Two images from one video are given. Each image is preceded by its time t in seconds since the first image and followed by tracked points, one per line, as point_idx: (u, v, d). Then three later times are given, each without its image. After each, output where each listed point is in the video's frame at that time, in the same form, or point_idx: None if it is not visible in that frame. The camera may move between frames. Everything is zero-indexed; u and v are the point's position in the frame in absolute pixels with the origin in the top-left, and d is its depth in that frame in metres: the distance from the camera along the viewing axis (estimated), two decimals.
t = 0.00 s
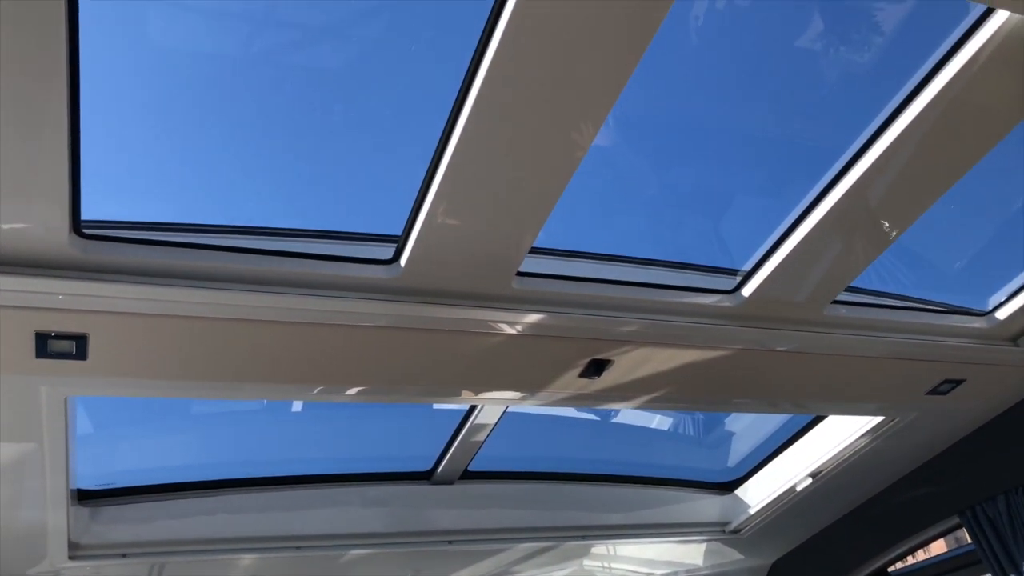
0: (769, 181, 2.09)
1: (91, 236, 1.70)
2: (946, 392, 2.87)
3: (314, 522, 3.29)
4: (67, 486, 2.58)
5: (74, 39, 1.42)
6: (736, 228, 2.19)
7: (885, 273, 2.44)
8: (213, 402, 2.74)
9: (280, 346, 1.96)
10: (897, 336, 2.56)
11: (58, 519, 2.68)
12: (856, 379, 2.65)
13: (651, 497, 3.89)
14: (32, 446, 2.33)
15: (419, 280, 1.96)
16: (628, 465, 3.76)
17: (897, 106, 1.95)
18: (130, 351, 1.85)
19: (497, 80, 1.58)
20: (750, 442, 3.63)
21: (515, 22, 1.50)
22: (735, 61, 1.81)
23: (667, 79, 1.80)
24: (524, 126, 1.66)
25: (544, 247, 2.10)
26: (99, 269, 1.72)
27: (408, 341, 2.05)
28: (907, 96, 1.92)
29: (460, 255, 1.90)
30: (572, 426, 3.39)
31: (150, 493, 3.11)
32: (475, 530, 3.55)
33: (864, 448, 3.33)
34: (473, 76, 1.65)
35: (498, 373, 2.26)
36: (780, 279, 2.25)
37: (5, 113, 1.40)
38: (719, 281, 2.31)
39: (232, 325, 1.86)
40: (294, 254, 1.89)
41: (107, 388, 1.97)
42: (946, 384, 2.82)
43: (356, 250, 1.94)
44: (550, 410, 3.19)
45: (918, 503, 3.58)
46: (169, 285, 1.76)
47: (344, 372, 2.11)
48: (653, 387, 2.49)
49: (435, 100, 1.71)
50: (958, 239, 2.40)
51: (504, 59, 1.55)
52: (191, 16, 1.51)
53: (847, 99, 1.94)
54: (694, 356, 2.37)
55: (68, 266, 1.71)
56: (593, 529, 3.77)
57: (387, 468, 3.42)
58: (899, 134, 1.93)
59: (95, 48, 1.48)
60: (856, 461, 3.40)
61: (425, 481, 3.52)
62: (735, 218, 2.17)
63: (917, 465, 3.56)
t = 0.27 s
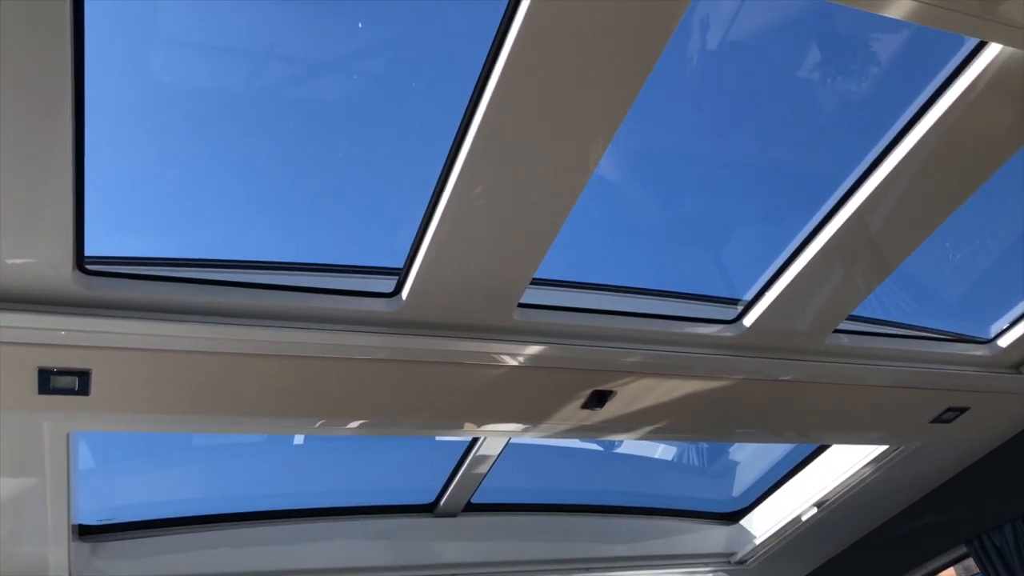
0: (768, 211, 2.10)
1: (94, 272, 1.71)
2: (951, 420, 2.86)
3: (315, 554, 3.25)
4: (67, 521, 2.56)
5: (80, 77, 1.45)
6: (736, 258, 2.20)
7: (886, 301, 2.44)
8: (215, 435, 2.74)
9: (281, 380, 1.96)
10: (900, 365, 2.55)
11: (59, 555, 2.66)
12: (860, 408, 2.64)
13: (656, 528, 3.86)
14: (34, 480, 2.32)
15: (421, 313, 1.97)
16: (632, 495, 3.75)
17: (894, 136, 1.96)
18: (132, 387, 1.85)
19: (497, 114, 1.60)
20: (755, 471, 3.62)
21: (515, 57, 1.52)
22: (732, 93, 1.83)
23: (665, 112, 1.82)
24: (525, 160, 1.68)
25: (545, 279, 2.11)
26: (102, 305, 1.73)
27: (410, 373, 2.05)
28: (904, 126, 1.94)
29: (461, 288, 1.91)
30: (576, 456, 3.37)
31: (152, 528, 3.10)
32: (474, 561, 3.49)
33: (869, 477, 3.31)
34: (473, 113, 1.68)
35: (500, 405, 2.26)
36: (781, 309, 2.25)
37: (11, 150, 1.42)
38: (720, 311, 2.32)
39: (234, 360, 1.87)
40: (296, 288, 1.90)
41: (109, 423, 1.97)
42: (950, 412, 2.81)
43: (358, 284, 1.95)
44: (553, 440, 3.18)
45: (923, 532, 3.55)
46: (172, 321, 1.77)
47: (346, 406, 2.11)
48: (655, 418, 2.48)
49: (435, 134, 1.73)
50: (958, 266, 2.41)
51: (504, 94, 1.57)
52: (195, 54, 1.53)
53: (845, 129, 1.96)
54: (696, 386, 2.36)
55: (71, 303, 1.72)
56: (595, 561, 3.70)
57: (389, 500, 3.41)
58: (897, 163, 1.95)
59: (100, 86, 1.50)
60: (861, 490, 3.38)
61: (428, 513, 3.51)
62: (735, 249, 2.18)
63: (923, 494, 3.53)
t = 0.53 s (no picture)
0: (771, 233, 2.11)
1: (100, 304, 1.72)
2: (959, 441, 2.84)
3: None
4: (74, 553, 2.55)
5: (87, 111, 1.46)
6: (740, 280, 2.20)
7: (891, 322, 2.44)
8: (220, 465, 2.74)
9: (286, 410, 1.96)
10: (906, 386, 2.54)
11: None
12: (867, 431, 2.63)
13: (664, 553, 3.82)
14: (40, 511, 2.32)
15: (425, 341, 1.97)
16: (640, 520, 3.72)
17: (895, 157, 1.97)
18: (138, 418, 1.85)
19: (499, 141, 1.61)
20: (763, 494, 3.59)
21: (516, 85, 1.54)
22: (732, 117, 1.84)
23: (666, 137, 1.83)
24: (528, 186, 1.69)
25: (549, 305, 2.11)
26: (108, 336, 1.74)
27: (415, 401, 2.05)
28: (905, 147, 1.95)
29: (466, 314, 1.92)
30: (582, 482, 3.36)
31: (159, 559, 3.08)
32: None
33: (878, 499, 3.29)
34: (476, 140, 1.69)
35: (506, 432, 2.25)
36: (786, 332, 2.25)
37: (20, 184, 1.43)
38: (725, 335, 2.32)
39: (239, 390, 1.87)
40: (302, 317, 1.91)
41: (115, 455, 1.97)
42: (959, 434, 2.79)
43: (362, 311, 1.95)
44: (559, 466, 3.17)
45: (934, 555, 3.52)
46: (177, 351, 1.77)
47: (352, 434, 2.10)
48: (661, 443, 2.47)
49: (438, 161, 1.74)
50: (963, 286, 2.41)
51: (506, 121, 1.59)
52: (200, 86, 1.55)
53: (845, 151, 1.97)
54: (701, 411, 2.36)
55: (77, 335, 1.72)
56: None
57: (396, 528, 3.39)
58: (900, 184, 1.95)
59: (107, 119, 1.52)
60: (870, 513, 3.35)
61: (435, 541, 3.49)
62: (739, 271, 2.18)
63: (933, 517, 3.51)
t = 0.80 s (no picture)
0: (775, 251, 2.11)
1: (107, 329, 1.73)
2: (967, 458, 2.83)
3: None
4: None
5: (94, 139, 1.48)
6: (745, 299, 2.20)
7: (897, 339, 2.43)
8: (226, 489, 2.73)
9: (291, 433, 1.96)
10: (913, 403, 2.53)
11: None
12: (874, 448, 2.62)
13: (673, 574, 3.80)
14: (46, 536, 2.32)
15: (430, 362, 1.97)
16: (648, 540, 3.70)
17: (898, 174, 1.98)
18: (144, 443, 1.86)
19: (502, 163, 1.62)
20: (771, 513, 3.57)
21: (518, 108, 1.55)
22: (734, 136, 1.85)
23: (669, 156, 1.84)
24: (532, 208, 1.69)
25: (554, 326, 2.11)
26: (114, 362, 1.75)
27: (420, 423, 2.05)
28: (907, 164, 1.96)
29: (470, 336, 1.92)
30: (590, 502, 3.35)
31: None
32: None
33: (887, 517, 3.27)
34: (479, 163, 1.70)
35: (512, 453, 2.25)
36: (792, 349, 2.25)
37: (27, 211, 1.44)
38: (730, 353, 2.32)
39: (244, 413, 1.87)
40: (307, 340, 1.91)
41: (121, 479, 1.97)
42: (967, 450, 2.77)
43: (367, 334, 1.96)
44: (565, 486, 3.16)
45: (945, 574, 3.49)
46: (183, 376, 1.78)
47: (357, 457, 2.10)
48: (668, 462, 2.46)
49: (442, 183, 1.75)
50: (968, 302, 2.41)
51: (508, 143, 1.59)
52: (205, 112, 1.57)
53: (848, 169, 1.97)
54: (707, 430, 2.35)
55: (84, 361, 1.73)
56: None
57: (403, 550, 3.38)
58: (903, 201, 1.95)
59: (113, 146, 1.53)
60: (880, 530, 3.33)
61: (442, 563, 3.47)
62: (744, 289, 2.18)
63: (943, 534, 3.48)
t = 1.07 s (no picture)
0: (777, 253, 2.11)
1: (107, 334, 1.72)
2: (971, 459, 2.81)
3: None
4: None
5: (93, 144, 1.47)
6: (746, 301, 2.20)
7: (899, 340, 2.42)
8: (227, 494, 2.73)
9: (294, 438, 1.96)
10: (916, 405, 2.52)
11: None
12: (877, 450, 2.61)
13: None
14: (47, 543, 2.32)
15: (431, 366, 1.97)
16: (651, 544, 3.69)
17: (898, 175, 1.97)
18: (144, 448, 1.85)
19: (502, 166, 1.62)
20: (774, 516, 3.56)
21: (518, 110, 1.54)
22: (735, 138, 1.84)
23: (669, 159, 1.83)
24: (532, 210, 1.69)
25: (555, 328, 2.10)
26: (114, 366, 1.74)
27: (421, 427, 2.04)
28: (908, 165, 1.95)
29: (471, 339, 1.91)
30: (592, 506, 3.34)
31: None
32: None
33: (891, 519, 3.25)
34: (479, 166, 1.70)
35: (514, 457, 2.24)
36: (794, 352, 2.24)
37: (26, 216, 1.44)
38: (731, 355, 2.31)
39: (244, 418, 1.86)
40: (307, 344, 1.90)
41: (121, 485, 1.97)
42: (970, 452, 2.76)
43: (369, 337, 1.95)
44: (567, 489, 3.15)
45: None
46: (183, 380, 1.77)
47: (359, 461, 2.09)
48: (670, 465, 2.45)
49: (442, 186, 1.75)
50: (970, 302, 2.40)
51: (508, 146, 1.59)
52: (205, 117, 1.56)
53: (849, 171, 1.97)
54: (710, 432, 2.34)
55: (83, 365, 1.72)
56: None
57: (404, 555, 3.37)
58: (905, 202, 1.95)
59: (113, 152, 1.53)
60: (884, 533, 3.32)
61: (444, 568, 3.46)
62: (745, 291, 2.18)
63: (947, 536, 3.47)
